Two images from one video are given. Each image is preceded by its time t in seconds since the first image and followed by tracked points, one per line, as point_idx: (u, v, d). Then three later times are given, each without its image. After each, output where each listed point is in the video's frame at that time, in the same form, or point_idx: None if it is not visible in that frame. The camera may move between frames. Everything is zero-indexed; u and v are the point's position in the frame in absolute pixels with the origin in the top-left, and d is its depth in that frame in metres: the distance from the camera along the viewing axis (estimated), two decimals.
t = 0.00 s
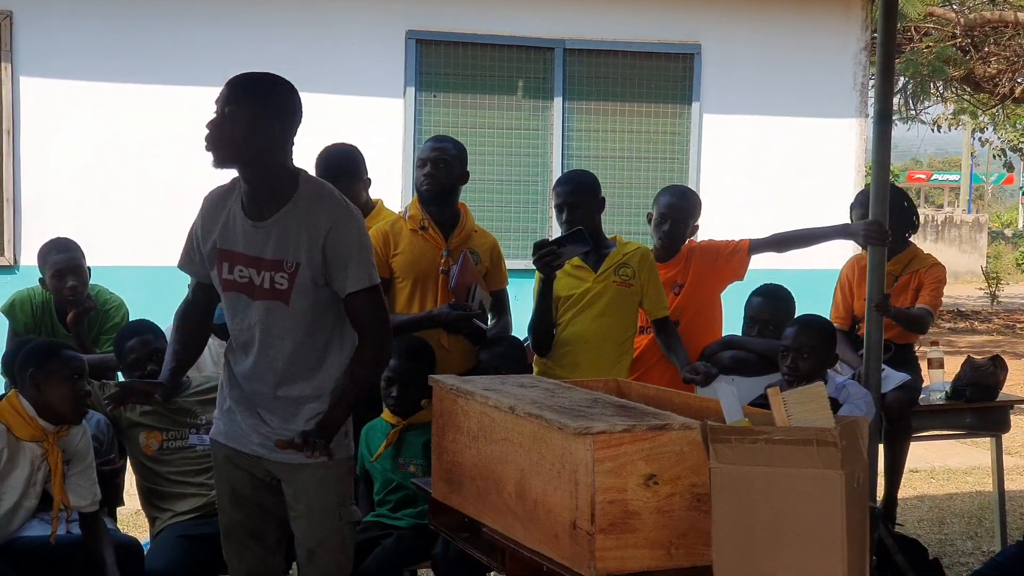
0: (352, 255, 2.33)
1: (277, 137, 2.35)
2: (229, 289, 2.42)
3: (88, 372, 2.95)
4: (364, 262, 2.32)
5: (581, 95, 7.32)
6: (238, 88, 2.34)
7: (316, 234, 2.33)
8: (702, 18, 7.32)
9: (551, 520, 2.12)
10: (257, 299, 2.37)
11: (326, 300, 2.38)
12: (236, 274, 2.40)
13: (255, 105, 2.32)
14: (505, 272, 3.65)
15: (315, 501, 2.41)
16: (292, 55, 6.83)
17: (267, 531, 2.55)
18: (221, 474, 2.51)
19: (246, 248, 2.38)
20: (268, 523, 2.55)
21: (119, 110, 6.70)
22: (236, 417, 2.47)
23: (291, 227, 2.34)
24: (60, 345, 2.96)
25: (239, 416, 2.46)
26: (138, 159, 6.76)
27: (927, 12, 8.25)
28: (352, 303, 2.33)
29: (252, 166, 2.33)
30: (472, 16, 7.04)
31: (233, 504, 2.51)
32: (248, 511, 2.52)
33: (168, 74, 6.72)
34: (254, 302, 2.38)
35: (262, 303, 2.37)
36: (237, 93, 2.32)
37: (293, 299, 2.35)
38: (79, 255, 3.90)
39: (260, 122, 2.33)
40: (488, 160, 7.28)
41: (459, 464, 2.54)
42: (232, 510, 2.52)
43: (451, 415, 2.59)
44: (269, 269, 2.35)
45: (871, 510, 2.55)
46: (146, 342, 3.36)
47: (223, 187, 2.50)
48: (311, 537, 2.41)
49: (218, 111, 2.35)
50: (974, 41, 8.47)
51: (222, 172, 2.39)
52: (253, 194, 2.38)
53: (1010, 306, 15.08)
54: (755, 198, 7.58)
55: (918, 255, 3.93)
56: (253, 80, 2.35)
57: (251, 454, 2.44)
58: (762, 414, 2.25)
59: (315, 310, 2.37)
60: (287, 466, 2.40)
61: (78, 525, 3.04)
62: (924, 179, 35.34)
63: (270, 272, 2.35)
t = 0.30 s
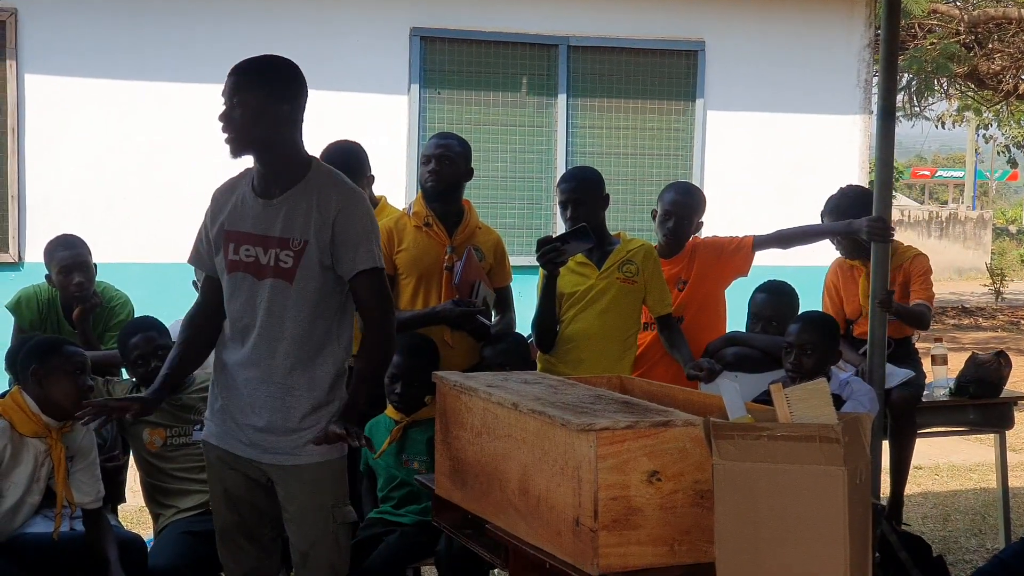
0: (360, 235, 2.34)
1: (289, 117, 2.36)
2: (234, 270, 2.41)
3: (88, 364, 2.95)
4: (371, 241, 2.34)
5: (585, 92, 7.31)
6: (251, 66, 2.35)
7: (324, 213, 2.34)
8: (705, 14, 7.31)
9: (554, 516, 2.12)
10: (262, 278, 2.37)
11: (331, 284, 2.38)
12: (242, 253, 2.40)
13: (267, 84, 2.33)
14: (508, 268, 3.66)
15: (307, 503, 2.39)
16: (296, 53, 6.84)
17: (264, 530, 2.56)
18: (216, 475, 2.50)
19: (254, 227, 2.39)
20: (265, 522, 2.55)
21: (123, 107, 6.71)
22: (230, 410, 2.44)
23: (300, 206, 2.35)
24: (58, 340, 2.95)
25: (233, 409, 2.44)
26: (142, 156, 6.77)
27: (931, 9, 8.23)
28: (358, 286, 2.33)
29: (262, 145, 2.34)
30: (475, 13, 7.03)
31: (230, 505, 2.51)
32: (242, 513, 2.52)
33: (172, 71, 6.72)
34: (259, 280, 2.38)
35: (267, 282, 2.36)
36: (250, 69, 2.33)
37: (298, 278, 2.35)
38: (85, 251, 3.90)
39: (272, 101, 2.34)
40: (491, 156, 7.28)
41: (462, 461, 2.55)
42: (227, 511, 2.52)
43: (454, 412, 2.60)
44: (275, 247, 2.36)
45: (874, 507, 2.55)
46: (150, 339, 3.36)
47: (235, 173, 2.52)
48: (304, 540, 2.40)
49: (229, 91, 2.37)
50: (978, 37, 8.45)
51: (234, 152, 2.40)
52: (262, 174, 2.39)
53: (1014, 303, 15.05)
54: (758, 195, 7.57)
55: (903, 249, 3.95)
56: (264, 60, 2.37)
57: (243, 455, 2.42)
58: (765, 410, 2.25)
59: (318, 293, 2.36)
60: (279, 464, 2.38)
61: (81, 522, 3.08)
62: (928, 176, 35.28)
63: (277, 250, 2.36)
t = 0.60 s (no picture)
0: (361, 229, 2.34)
1: (286, 113, 2.37)
2: (233, 268, 2.41)
3: (72, 352, 2.96)
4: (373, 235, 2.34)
5: (588, 92, 7.31)
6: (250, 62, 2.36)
7: (324, 209, 2.34)
8: (708, 14, 7.30)
9: (554, 515, 2.12)
10: (261, 275, 2.37)
11: (332, 280, 2.38)
12: (240, 251, 2.39)
13: (265, 83, 2.34)
14: (511, 267, 3.66)
15: (307, 502, 2.38)
16: (299, 52, 6.84)
17: (265, 529, 2.56)
18: (216, 474, 2.50)
19: (253, 225, 2.38)
20: (265, 522, 2.55)
21: (126, 105, 6.72)
22: (231, 409, 2.44)
23: (299, 202, 2.35)
24: (36, 335, 2.97)
25: (235, 409, 2.43)
26: (145, 153, 6.77)
27: (933, 11, 8.22)
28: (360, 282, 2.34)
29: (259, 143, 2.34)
30: (478, 12, 7.03)
31: (230, 505, 2.51)
32: (242, 513, 2.53)
33: (175, 69, 6.73)
34: (258, 278, 2.37)
35: (266, 279, 2.36)
36: (249, 65, 2.34)
37: (298, 274, 2.34)
38: (87, 248, 3.91)
39: (269, 99, 2.34)
40: (494, 156, 7.27)
41: (463, 459, 2.55)
42: (227, 511, 2.52)
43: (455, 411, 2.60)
44: (274, 244, 2.35)
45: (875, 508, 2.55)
46: (153, 335, 3.36)
47: (233, 172, 2.51)
48: (305, 540, 2.39)
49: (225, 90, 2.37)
50: (980, 39, 8.44)
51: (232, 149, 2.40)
52: (260, 170, 2.38)
53: (1016, 304, 15.03)
54: (760, 195, 7.57)
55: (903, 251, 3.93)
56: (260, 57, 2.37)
57: (243, 455, 2.43)
58: (766, 410, 2.25)
59: (318, 289, 2.36)
60: (281, 463, 2.38)
61: (82, 518, 3.08)
62: (930, 177, 35.25)
63: (276, 247, 2.35)
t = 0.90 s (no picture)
0: (364, 225, 2.34)
1: (287, 111, 2.36)
2: (236, 266, 2.41)
3: (69, 348, 2.95)
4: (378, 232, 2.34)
5: (590, 92, 7.31)
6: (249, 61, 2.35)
7: (328, 206, 2.34)
8: (711, 15, 7.30)
9: (556, 515, 2.12)
10: (264, 274, 2.37)
11: (335, 277, 2.38)
12: (244, 249, 2.39)
13: (265, 82, 2.33)
14: (513, 268, 3.66)
15: (310, 502, 2.38)
16: (301, 50, 6.84)
17: (266, 529, 2.56)
18: (217, 475, 2.50)
19: (256, 223, 2.38)
20: (265, 522, 2.55)
21: (128, 102, 6.72)
22: (235, 405, 2.44)
23: (301, 200, 2.35)
24: (33, 334, 2.97)
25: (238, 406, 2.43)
26: (147, 151, 6.77)
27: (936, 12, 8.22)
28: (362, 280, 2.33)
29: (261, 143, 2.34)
30: (481, 12, 7.03)
31: (231, 505, 2.51)
32: (245, 513, 2.52)
33: (178, 67, 6.73)
34: (262, 277, 2.37)
35: (270, 278, 2.36)
36: (248, 64, 2.33)
37: (302, 272, 2.35)
38: (89, 246, 3.91)
39: (269, 98, 2.33)
40: (496, 156, 7.27)
41: (465, 458, 2.55)
42: (228, 510, 2.51)
43: (456, 410, 2.60)
44: (277, 242, 2.36)
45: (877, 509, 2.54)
46: (154, 333, 3.36)
47: (234, 171, 2.51)
48: (307, 540, 2.38)
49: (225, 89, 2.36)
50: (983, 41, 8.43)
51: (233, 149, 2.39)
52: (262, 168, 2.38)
53: (1017, 307, 15.04)
54: (761, 196, 7.57)
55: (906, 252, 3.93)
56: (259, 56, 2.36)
57: (249, 455, 2.42)
58: (768, 410, 2.25)
59: (322, 286, 2.37)
60: (285, 462, 2.37)
61: (83, 516, 3.08)
62: (932, 180, 35.25)
63: (279, 245, 2.35)
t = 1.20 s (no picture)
0: (362, 232, 2.31)
1: (271, 125, 2.32)
2: (234, 274, 2.38)
3: (66, 352, 2.92)
4: (378, 240, 2.31)
5: (591, 92, 7.29)
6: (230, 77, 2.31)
7: (324, 214, 2.31)
8: (711, 15, 7.29)
9: (558, 519, 2.10)
10: (260, 283, 2.34)
11: (336, 283, 2.36)
12: (240, 257, 2.36)
13: (255, 99, 2.30)
14: (514, 270, 3.63)
15: (315, 503, 2.37)
16: (300, 52, 6.82)
17: (266, 533, 2.54)
18: (220, 478, 2.48)
19: (252, 232, 2.35)
20: (266, 527, 2.53)
21: (127, 104, 6.70)
22: (238, 408, 2.42)
23: (297, 209, 2.32)
24: (30, 337, 2.95)
25: (242, 409, 2.42)
26: (147, 153, 6.76)
27: (937, 12, 8.20)
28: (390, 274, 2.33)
29: (249, 157, 2.29)
30: (480, 12, 7.01)
31: (232, 509, 2.49)
32: (246, 517, 2.50)
33: (177, 70, 6.71)
34: (258, 286, 2.34)
35: (268, 287, 2.33)
36: (228, 81, 2.30)
37: (301, 282, 2.32)
38: (86, 248, 3.90)
39: (253, 114, 2.29)
40: (497, 157, 7.25)
41: (465, 461, 2.53)
42: (230, 515, 2.49)
43: (456, 413, 2.58)
44: (273, 251, 2.32)
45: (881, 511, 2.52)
46: (152, 336, 3.33)
47: (227, 177, 2.47)
48: (313, 540, 2.38)
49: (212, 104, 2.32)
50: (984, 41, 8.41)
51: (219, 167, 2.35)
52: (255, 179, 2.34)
53: (1019, 306, 15.01)
54: (762, 197, 7.55)
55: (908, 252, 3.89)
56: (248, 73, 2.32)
57: (255, 456, 2.41)
58: (771, 412, 2.23)
59: (322, 293, 2.34)
60: (291, 462, 2.36)
61: (82, 520, 3.06)
62: (933, 179, 35.22)
63: (275, 254, 2.32)
